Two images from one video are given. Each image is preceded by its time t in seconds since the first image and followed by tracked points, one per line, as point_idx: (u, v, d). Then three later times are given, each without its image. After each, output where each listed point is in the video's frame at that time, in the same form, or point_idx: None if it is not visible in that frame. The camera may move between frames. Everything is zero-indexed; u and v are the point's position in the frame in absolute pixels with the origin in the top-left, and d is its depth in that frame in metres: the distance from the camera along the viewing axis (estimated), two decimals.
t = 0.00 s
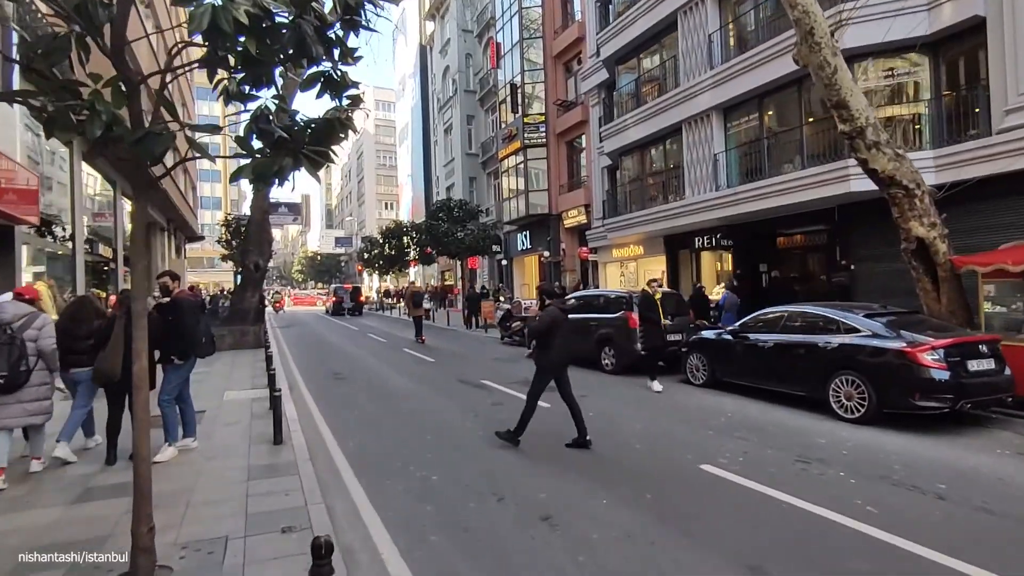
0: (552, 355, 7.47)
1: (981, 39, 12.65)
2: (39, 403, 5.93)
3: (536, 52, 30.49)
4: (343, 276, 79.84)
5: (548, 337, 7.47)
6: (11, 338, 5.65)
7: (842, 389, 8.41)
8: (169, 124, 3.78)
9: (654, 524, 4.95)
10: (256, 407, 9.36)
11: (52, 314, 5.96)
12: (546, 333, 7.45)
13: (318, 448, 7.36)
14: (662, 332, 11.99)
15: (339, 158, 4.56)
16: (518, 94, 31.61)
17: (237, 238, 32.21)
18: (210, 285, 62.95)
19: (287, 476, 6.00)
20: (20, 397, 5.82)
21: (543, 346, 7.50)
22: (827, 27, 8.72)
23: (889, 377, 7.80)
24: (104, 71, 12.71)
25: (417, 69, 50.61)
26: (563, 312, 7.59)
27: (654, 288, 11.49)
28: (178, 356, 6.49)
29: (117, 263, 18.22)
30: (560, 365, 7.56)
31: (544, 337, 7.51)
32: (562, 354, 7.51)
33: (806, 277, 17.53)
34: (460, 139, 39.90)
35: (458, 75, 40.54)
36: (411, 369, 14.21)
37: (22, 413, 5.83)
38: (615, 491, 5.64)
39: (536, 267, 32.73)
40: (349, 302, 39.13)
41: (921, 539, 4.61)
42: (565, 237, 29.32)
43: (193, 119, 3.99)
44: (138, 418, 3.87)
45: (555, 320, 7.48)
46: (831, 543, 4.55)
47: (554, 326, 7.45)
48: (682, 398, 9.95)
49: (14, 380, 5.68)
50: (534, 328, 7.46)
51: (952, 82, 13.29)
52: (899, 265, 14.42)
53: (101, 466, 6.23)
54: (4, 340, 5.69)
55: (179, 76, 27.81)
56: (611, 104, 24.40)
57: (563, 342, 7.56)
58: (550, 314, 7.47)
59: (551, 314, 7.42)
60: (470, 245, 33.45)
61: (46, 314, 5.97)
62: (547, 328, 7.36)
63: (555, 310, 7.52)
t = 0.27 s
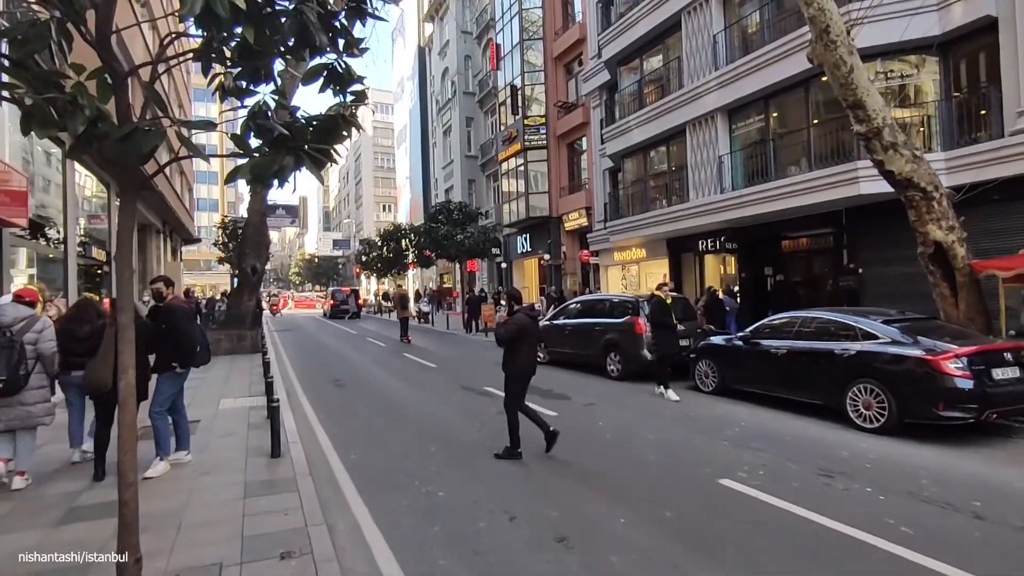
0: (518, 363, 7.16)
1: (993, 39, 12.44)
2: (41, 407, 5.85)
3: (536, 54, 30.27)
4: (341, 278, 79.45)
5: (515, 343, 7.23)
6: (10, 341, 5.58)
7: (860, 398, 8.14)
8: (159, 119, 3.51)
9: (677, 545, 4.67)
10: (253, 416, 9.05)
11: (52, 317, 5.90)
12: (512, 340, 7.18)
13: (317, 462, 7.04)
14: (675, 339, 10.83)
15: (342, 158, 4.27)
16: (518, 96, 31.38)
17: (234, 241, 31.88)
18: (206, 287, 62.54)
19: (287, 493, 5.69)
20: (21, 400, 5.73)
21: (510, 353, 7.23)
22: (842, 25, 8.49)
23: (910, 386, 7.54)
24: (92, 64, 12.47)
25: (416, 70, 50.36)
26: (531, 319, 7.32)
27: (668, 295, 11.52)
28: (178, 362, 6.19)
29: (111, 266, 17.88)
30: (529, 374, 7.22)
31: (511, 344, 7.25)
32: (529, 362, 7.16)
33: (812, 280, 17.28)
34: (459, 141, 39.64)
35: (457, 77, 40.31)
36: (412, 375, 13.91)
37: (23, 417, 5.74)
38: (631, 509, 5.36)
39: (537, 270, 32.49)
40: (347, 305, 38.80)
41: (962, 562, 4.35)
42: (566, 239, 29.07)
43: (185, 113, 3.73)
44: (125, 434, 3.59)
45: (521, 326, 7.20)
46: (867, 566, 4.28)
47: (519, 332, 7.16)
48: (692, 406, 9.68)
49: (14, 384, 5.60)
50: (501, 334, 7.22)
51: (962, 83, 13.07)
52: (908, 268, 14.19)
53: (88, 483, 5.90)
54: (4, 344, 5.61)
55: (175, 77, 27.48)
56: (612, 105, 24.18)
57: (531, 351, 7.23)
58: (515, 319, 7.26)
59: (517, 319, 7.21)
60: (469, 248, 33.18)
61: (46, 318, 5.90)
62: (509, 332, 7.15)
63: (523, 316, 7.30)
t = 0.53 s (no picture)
0: (491, 378, 6.95)
1: (999, 46, 12.31)
2: (34, 429, 5.58)
3: (535, 62, 30.16)
4: (337, 288, 79.00)
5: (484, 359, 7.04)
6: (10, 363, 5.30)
7: (882, 412, 7.86)
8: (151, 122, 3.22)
9: None
10: (251, 433, 8.71)
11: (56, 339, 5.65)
12: (483, 354, 7.00)
13: (318, 484, 6.68)
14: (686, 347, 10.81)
15: (349, 164, 4.00)
16: (516, 104, 31.23)
17: (230, 250, 31.51)
18: (201, 297, 62.00)
19: (288, 521, 5.35)
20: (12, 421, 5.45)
21: (483, 369, 7.04)
22: (857, 28, 8.29)
23: (935, 401, 7.26)
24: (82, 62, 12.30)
25: (413, 79, 50.26)
26: (504, 333, 7.15)
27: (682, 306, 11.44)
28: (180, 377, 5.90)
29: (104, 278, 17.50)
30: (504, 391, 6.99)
31: (484, 360, 7.06)
32: (502, 377, 6.94)
33: (816, 289, 17.06)
34: (456, 150, 39.47)
35: (454, 86, 40.20)
36: (413, 388, 13.57)
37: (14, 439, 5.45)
38: (655, 537, 5.06)
39: (535, 279, 32.29)
40: (343, 315, 38.42)
41: None
42: (566, 248, 28.84)
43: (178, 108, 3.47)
44: (113, 466, 3.52)
45: (494, 340, 7.03)
46: None
47: (492, 347, 6.99)
48: (704, 420, 9.39)
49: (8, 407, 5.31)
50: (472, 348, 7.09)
51: (970, 90, 12.92)
52: (916, 277, 13.98)
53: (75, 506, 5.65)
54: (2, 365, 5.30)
55: (170, 86, 27.18)
56: (612, 113, 24.04)
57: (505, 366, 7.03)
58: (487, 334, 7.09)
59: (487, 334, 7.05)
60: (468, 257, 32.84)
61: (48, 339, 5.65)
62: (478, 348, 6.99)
63: (495, 330, 7.14)
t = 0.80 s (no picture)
0: (461, 407, 6.75)
1: (995, 68, 12.39)
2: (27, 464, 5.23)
3: (530, 88, 30.37)
4: (329, 314, 78.35)
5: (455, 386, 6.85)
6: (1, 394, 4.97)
7: (904, 440, 7.57)
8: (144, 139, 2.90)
9: None
10: (243, 470, 8.27)
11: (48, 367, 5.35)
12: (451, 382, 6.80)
13: (315, 527, 6.30)
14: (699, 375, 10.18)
15: (356, 187, 3.74)
16: (511, 129, 31.34)
17: (222, 277, 31.08)
18: (192, 324, 61.22)
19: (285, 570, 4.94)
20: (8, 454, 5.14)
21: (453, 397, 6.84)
22: (862, 49, 8.23)
23: (961, 428, 6.98)
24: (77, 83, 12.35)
25: (407, 106, 50.62)
26: (476, 361, 6.95)
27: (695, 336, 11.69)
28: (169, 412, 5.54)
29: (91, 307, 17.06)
30: (477, 419, 6.78)
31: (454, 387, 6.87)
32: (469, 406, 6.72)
33: (818, 311, 16.87)
34: (451, 175, 39.52)
35: (449, 112, 40.45)
36: (411, 418, 13.16)
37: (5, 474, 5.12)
38: None
39: (532, 303, 32.05)
40: (337, 342, 37.89)
41: None
42: (562, 272, 28.66)
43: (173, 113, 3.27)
44: (93, 518, 3.41)
45: (466, 367, 6.86)
46: None
47: (463, 373, 6.81)
48: (717, 450, 9.04)
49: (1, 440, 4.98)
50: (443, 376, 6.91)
51: (967, 112, 12.96)
52: (921, 298, 13.84)
53: (33, 555, 5.00)
54: None
55: (163, 113, 27.05)
56: (608, 137, 24.11)
57: (477, 394, 6.82)
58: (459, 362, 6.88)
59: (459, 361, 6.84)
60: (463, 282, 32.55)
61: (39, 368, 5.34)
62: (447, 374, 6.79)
63: (467, 358, 6.91)
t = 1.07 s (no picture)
0: (431, 435, 6.61)
1: (996, 89, 12.38)
2: None
3: (527, 113, 30.48)
4: (322, 339, 77.53)
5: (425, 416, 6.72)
6: None
7: (929, 468, 7.21)
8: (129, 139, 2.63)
9: None
10: (230, 503, 7.80)
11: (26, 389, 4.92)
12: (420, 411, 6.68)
13: (308, 565, 5.85)
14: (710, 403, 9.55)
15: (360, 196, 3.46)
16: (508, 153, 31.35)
17: (214, 301, 30.60)
18: (183, 349, 60.31)
19: None
20: None
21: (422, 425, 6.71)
22: (870, 67, 8.13)
23: (990, 456, 6.64)
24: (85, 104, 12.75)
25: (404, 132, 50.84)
26: (444, 388, 6.84)
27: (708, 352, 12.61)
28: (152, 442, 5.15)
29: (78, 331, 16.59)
30: (449, 445, 6.63)
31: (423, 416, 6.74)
32: (440, 433, 6.60)
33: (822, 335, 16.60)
34: (447, 199, 39.45)
35: (445, 137, 40.58)
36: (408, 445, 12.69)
37: None
38: None
39: (528, 327, 31.71)
40: (330, 367, 37.25)
41: None
42: (560, 295, 28.37)
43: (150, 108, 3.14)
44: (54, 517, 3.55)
45: (433, 397, 6.70)
46: None
47: (431, 402, 6.67)
48: (729, 479, 8.65)
49: None
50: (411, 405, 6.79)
51: (969, 133, 12.91)
52: (928, 320, 13.62)
53: None
54: None
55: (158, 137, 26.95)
56: (605, 161, 24.07)
57: (447, 420, 6.71)
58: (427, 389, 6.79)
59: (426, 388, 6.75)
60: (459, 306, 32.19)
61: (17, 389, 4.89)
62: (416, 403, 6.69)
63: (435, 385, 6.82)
